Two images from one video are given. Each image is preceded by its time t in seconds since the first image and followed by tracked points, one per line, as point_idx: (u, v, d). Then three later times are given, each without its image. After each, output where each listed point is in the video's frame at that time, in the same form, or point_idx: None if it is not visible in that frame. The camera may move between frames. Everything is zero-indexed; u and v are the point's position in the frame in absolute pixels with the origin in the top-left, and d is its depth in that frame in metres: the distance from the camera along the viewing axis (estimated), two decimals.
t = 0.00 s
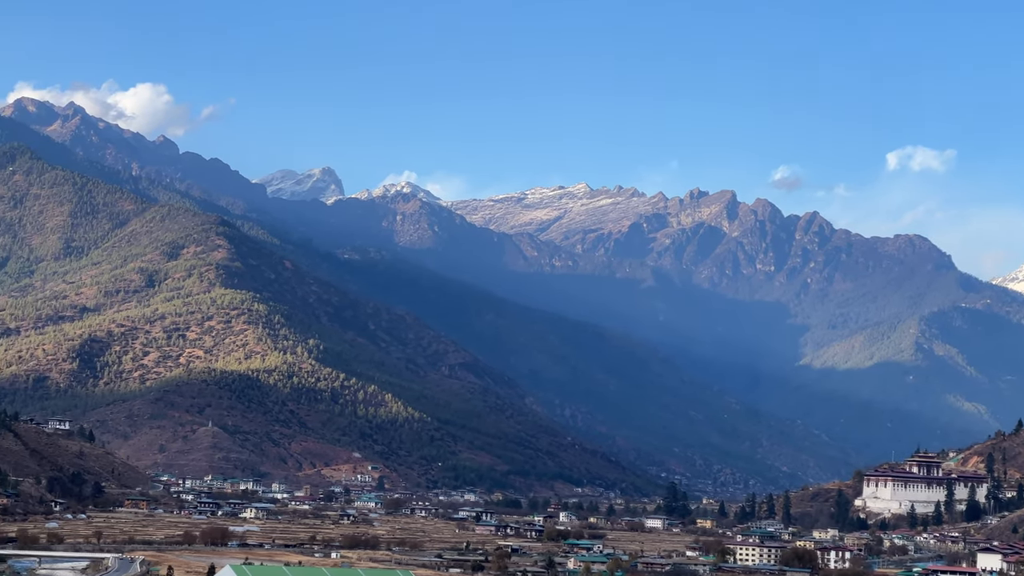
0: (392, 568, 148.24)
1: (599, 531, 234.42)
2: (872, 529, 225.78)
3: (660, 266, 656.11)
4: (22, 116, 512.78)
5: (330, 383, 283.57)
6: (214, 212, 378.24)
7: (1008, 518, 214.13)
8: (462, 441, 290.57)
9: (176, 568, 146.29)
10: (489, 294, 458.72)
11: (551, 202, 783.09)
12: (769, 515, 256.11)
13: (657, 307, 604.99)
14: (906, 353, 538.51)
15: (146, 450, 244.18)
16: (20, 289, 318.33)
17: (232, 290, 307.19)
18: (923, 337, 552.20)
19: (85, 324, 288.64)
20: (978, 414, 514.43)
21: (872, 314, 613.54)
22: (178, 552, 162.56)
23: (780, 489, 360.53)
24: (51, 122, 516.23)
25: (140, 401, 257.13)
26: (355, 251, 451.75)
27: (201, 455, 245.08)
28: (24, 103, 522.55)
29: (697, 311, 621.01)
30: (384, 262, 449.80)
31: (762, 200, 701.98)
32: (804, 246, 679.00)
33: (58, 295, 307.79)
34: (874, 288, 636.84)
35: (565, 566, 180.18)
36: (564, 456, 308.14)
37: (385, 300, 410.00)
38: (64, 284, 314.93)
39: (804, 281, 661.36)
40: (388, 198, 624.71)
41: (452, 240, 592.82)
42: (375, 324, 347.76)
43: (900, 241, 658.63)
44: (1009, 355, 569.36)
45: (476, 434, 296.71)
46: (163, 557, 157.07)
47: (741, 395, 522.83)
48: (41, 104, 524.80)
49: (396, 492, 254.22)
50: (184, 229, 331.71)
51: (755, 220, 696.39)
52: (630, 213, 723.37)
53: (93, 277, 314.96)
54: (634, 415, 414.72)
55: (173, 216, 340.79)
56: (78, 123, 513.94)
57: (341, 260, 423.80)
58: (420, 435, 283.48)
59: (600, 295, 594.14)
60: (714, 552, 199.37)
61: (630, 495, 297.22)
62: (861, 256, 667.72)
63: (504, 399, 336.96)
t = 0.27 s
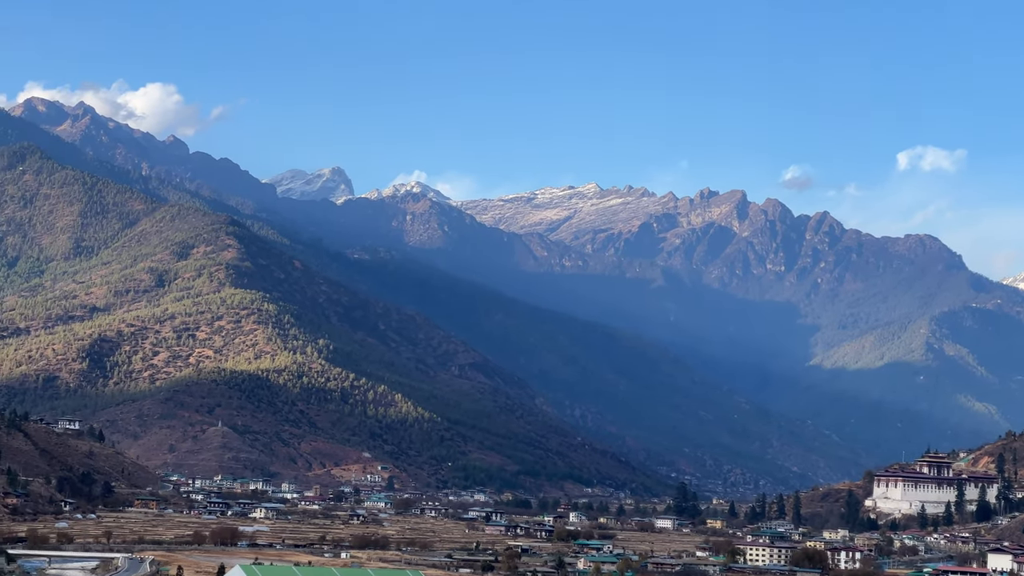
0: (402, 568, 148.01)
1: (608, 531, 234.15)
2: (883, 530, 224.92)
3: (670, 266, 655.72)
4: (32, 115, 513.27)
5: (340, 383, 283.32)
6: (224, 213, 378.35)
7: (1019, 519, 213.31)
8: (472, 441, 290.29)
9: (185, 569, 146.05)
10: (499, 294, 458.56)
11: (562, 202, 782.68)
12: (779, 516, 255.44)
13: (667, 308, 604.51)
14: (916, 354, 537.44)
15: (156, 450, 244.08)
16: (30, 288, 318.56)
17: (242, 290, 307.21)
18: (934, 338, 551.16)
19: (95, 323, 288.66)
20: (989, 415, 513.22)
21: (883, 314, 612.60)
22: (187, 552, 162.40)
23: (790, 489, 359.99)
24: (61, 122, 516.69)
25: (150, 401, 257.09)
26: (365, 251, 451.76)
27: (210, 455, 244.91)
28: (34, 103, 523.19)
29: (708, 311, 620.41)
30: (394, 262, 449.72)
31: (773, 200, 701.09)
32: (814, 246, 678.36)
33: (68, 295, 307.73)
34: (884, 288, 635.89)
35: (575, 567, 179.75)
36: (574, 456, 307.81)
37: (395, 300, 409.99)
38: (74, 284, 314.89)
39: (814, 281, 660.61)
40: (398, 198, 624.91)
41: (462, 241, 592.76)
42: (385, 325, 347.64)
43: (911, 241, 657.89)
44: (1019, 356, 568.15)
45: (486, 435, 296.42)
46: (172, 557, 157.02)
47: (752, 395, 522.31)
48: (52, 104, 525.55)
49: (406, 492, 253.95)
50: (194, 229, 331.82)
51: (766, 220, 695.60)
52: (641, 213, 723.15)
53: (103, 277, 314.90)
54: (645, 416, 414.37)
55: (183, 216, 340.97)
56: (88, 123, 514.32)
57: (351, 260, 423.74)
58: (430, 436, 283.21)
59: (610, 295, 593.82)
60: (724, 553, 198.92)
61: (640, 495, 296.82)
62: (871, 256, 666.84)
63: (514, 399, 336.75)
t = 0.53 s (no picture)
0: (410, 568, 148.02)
1: (617, 532, 234.19)
2: (891, 530, 224.58)
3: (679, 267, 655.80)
4: (41, 116, 514.10)
5: (349, 384, 283.45)
6: (233, 213, 378.74)
7: None
8: (480, 442, 290.33)
9: (193, 569, 146.14)
10: (508, 295, 458.70)
11: (570, 203, 782.72)
12: (788, 517, 255.25)
13: (675, 308, 604.34)
14: (925, 355, 536.92)
15: (165, 451, 244.23)
16: (39, 289, 318.95)
17: (251, 290, 307.39)
18: (943, 338, 550.61)
19: (104, 324, 288.89)
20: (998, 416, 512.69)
21: (891, 315, 612.29)
22: (196, 552, 162.71)
23: (799, 490, 359.81)
24: (70, 122, 517.43)
25: (159, 401, 257.30)
26: (374, 252, 452.13)
27: (219, 456, 244.91)
28: (42, 104, 524.04)
29: (716, 312, 620.30)
30: (403, 262, 449.96)
31: (781, 201, 700.81)
32: (822, 248, 678.44)
33: (77, 295, 308.03)
34: (893, 289, 635.56)
35: (584, 567, 179.70)
36: (582, 457, 307.81)
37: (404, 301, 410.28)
38: (83, 285, 315.13)
39: (823, 282, 660.47)
40: (406, 199, 625.24)
41: (471, 241, 593.02)
42: (394, 325, 347.79)
43: (919, 241, 658.11)
44: None
45: (494, 436, 296.47)
46: (180, 557, 157.13)
47: (760, 396, 522.25)
48: (60, 105, 526.40)
49: (414, 493, 253.99)
50: (203, 230, 332.14)
51: (775, 220, 695.46)
52: (649, 214, 723.17)
53: (112, 278, 315.12)
54: (653, 416, 414.28)
55: (192, 217, 341.38)
56: (97, 123, 514.94)
57: (360, 261, 423.95)
58: (439, 437, 283.24)
59: (618, 296, 593.81)
60: (732, 554, 198.81)
61: (648, 496, 296.79)
62: (880, 257, 666.64)
63: (523, 400, 336.88)
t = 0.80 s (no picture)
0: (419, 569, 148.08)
1: (626, 533, 234.26)
2: (899, 531, 224.43)
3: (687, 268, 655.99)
4: (49, 117, 515.18)
5: (357, 385, 283.74)
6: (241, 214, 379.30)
7: None
8: (488, 442, 290.52)
9: (202, 570, 146.41)
10: (515, 295, 458.91)
11: (578, 203, 783.04)
12: (795, 518, 255.25)
13: (683, 309, 604.21)
14: (933, 355, 536.51)
15: (173, 452, 244.54)
16: (47, 290, 319.42)
17: (259, 291, 307.72)
18: (950, 339, 550.12)
19: (112, 325, 289.23)
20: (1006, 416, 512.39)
21: (899, 316, 612.14)
22: (205, 553, 163.01)
23: (807, 491, 359.74)
24: (78, 123, 518.33)
25: (167, 402, 257.58)
26: (382, 253, 452.51)
27: (227, 456, 244.98)
28: (50, 105, 524.88)
29: (724, 312, 620.20)
30: (411, 263, 450.25)
31: (789, 202, 700.84)
32: (830, 249, 678.93)
33: (85, 296, 308.45)
34: (900, 290, 635.50)
35: (592, 568, 179.78)
36: (590, 458, 307.96)
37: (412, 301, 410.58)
38: (91, 285, 315.61)
39: (830, 283, 660.52)
40: (414, 199, 625.57)
41: (479, 242, 593.34)
42: (402, 326, 348.11)
43: (927, 242, 658.83)
44: None
45: (503, 436, 296.70)
46: (189, 557, 157.42)
47: (768, 397, 522.31)
48: (69, 106, 527.27)
49: (423, 493, 254.18)
50: (211, 231, 332.59)
51: (782, 221, 695.56)
52: (657, 215, 723.30)
53: (120, 278, 315.60)
54: (661, 417, 414.40)
55: (199, 217, 341.86)
56: (105, 124, 515.60)
57: (368, 261, 424.41)
58: (447, 437, 283.47)
59: (626, 297, 593.79)
60: (740, 555, 198.86)
61: (656, 497, 297.00)
62: (887, 257, 666.80)
63: (531, 401, 337.18)
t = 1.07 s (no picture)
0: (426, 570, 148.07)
1: (633, 535, 234.20)
2: (907, 533, 223.97)
3: (694, 269, 656.10)
4: (57, 118, 515.91)
5: (364, 386, 283.85)
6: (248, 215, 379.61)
7: None
8: (496, 443, 290.60)
9: (210, 571, 146.56)
10: (523, 297, 459.06)
11: (586, 205, 783.01)
12: (803, 519, 255.03)
13: (691, 311, 603.95)
14: (940, 357, 536.02)
15: (180, 454, 244.68)
16: (55, 291, 319.74)
17: (267, 293, 307.94)
18: (958, 341, 549.42)
19: (120, 326, 289.51)
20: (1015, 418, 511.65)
21: (907, 318, 611.57)
22: (212, 555, 163.21)
23: (814, 493, 359.52)
24: (86, 125, 518.82)
25: (175, 404, 257.88)
26: (389, 254, 452.96)
27: (235, 457, 244.89)
28: (58, 107, 525.61)
29: (731, 314, 619.98)
30: (418, 264, 450.56)
31: (796, 203, 700.73)
32: (838, 251, 679.22)
33: (93, 297, 308.69)
34: (908, 291, 635.25)
35: (598, 570, 179.63)
36: (597, 459, 307.99)
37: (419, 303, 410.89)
38: (99, 287, 315.90)
39: (838, 285, 660.36)
40: (421, 201, 625.78)
41: (487, 243, 593.59)
42: (409, 327, 348.31)
43: (935, 244, 659.68)
44: None
45: (510, 438, 296.77)
46: (197, 559, 157.37)
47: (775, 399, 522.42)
48: (77, 107, 528.09)
49: (430, 494, 254.14)
50: (219, 232, 332.92)
51: (790, 222, 695.61)
52: (665, 216, 723.51)
53: (128, 280, 315.93)
54: (669, 418, 414.25)
55: (207, 219, 342.26)
56: (113, 125, 516.09)
57: (376, 263, 424.76)
58: (455, 439, 283.51)
59: (634, 298, 593.72)
60: (747, 556, 198.68)
61: (664, 498, 296.97)
62: (895, 259, 666.85)
63: (538, 402, 337.33)
